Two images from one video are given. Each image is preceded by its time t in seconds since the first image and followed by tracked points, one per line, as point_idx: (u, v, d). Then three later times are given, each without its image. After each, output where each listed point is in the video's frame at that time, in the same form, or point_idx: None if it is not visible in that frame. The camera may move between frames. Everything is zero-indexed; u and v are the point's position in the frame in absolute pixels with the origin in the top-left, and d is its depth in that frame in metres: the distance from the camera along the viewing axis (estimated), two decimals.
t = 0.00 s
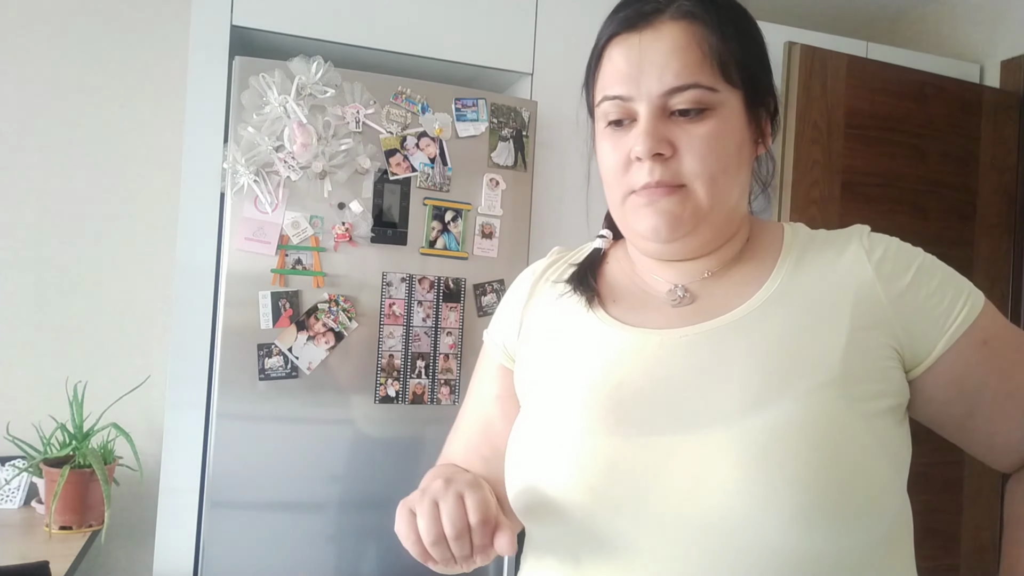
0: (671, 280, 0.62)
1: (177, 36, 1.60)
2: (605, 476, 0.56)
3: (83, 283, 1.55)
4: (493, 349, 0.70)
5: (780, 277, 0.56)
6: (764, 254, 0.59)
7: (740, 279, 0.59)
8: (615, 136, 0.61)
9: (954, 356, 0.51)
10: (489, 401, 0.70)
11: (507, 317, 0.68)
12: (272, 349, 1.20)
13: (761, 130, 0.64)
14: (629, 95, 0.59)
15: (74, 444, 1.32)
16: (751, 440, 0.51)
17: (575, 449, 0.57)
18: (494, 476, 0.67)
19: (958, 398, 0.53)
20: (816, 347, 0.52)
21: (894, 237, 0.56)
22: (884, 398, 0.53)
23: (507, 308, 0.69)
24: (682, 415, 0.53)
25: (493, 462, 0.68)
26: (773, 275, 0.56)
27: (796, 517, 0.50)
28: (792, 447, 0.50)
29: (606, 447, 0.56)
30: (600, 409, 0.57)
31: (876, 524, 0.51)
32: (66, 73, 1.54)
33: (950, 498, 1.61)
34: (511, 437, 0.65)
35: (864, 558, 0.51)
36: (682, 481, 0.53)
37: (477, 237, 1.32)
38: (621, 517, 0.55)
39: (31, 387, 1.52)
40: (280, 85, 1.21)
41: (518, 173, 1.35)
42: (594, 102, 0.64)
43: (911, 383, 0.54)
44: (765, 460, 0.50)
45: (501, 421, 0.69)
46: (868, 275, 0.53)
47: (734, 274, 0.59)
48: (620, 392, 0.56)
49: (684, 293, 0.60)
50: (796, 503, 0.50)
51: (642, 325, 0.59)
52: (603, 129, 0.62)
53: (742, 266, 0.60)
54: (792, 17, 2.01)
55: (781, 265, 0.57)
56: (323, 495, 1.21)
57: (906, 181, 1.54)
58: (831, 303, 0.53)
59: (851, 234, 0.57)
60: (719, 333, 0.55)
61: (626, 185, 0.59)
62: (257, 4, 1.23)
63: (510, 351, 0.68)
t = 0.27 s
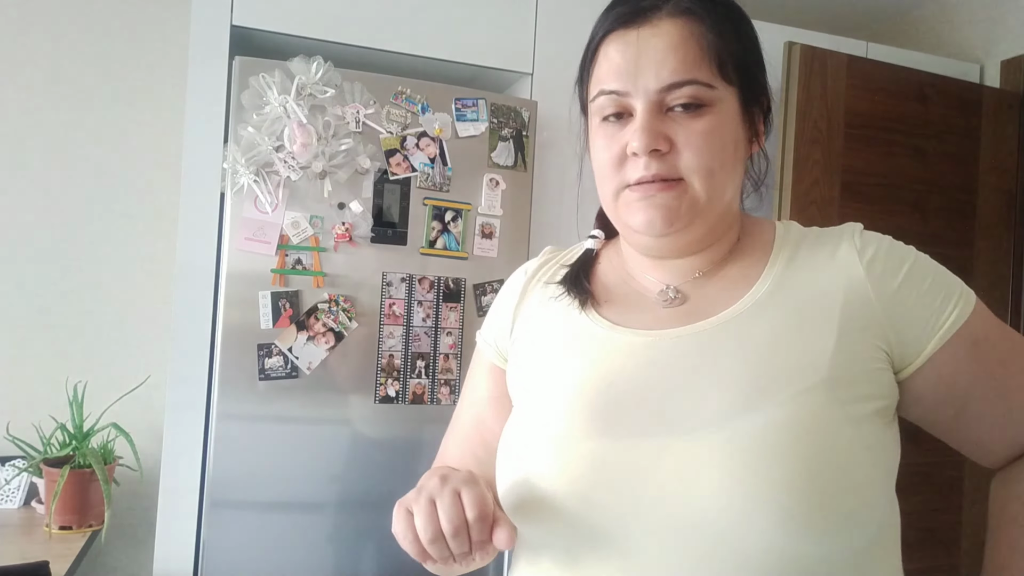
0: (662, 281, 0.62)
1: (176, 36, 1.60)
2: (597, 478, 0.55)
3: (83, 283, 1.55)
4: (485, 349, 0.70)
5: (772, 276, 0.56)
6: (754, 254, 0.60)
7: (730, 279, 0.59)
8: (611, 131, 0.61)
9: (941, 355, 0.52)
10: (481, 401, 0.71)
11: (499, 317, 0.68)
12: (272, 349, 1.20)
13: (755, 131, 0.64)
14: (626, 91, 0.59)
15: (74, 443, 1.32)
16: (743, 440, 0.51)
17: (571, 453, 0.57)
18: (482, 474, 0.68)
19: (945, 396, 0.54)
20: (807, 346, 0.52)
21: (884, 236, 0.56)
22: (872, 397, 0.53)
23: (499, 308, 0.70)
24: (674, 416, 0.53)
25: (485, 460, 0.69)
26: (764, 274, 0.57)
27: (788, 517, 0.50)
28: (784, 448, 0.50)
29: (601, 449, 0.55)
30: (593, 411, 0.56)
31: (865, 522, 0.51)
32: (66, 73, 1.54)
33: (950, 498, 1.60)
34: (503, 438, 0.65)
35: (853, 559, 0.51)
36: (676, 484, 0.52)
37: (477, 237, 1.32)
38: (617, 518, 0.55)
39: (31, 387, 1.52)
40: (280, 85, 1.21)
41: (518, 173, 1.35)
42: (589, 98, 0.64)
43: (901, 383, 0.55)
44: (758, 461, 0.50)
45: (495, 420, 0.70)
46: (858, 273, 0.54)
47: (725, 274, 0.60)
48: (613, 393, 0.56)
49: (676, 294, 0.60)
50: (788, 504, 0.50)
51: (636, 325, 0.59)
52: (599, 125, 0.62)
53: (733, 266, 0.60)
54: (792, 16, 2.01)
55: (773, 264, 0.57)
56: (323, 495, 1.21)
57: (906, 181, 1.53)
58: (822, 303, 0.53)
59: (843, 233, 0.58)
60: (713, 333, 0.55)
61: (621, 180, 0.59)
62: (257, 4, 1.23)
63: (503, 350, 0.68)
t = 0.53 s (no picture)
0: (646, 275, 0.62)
1: (176, 36, 1.60)
2: (582, 476, 0.55)
3: (83, 283, 1.55)
4: (463, 345, 0.69)
5: (755, 271, 0.56)
6: (735, 249, 0.59)
7: (712, 275, 0.59)
8: (606, 121, 0.61)
9: (920, 350, 0.51)
10: (457, 398, 0.70)
11: (479, 313, 0.68)
12: (272, 349, 1.20)
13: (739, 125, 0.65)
14: (623, 79, 0.60)
15: (74, 443, 1.32)
16: (729, 438, 0.51)
17: (554, 452, 0.56)
18: (461, 469, 0.67)
19: (924, 391, 0.53)
20: (791, 341, 0.52)
21: (865, 229, 0.56)
22: (856, 392, 0.53)
23: (478, 304, 0.69)
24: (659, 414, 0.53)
25: (465, 457, 0.68)
26: (747, 269, 0.56)
27: (775, 515, 0.50)
28: (769, 446, 0.50)
29: (585, 447, 0.55)
30: (576, 409, 0.56)
31: (848, 520, 0.51)
32: (67, 73, 1.54)
33: (950, 498, 1.61)
34: (485, 435, 0.64)
35: (837, 558, 0.51)
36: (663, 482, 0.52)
37: (477, 237, 1.32)
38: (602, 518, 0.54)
39: (31, 387, 1.52)
40: (280, 85, 1.21)
41: (518, 173, 1.35)
42: (579, 89, 0.64)
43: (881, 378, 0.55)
44: (745, 459, 0.50)
45: (473, 417, 0.69)
46: (841, 267, 0.53)
47: (707, 270, 0.59)
48: (598, 390, 0.55)
49: (661, 288, 0.60)
50: (775, 502, 0.50)
51: (621, 322, 0.58)
52: (592, 116, 0.62)
53: (716, 260, 0.59)
54: (792, 16, 2.01)
55: (755, 259, 0.57)
56: (323, 495, 1.21)
57: (906, 181, 1.53)
58: (806, 297, 0.53)
59: (824, 226, 0.58)
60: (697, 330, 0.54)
61: (619, 169, 0.58)
62: (257, 4, 1.23)
63: (482, 346, 0.68)
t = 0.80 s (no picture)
0: (622, 269, 0.61)
1: (177, 36, 1.60)
2: (566, 474, 0.54)
3: (83, 284, 1.55)
4: (435, 345, 0.67)
5: (732, 263, 0.55)
6: (710, 239, 0.59)
7: (691, 265, 0.58)
8: (569, 114, 0.60)
9: (895, 339, 0.52)
10: (432, 399, 0.68)
11: (453, 311, 0.66)
12: (272, 349, 1.20)
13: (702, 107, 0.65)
14: (580, 72, 0.59)
15: (73, 443, 1.32)
16: (717, 436, 0.51)
17: (537, 451, 0.55)
18: (432, 475, 0.67)
19: (895, 379, 0.53)
20: (773, 334, 0.52)
21: (839, 215, 0.56)
22: (836, 383, 0.53)
23: (450, 301, 0.67)
24: (645, 412, 0.52)
25: (437, 461, 0.67)
26: (724, 260, 0.56)
27: (763, 512, 0.50)
28: (755, 443, 0.50)
29: (570, 445, 0.54)
30: (559, 407, 0.55)
31: (829, 513, 0.51)
32: (67, 73, 1.54)
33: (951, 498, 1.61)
34: (464, 432, 0.63)
35: (819, 550, 0.52)
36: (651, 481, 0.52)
37: (477, 237, 1.32)
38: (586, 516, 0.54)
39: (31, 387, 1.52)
40: (280, 86, 1.21)
41: (518, 172, 1.35)
42: (536, 87, 0.63)
43: (858, 368, 0.55)
44: (733, 456, 0.50)
45: (446, 419, 0.67)
46: (818, 255, 0.53)
47: (687, 261, 0.59)
48: (581, 388, 0.54)
49: (638, 283, 0.59)
50: (761, 498, 0.50)
51: (601, 318, 0.57)
52: (553, 111, 0.61)
53: (692, 251, 0.59)
54: (792, 17, 2.01)
55: (732, 249, 0.56)
56: (322, 495, 1.21)
57: (905, 181, 1.53)
58: (783, 288, 0.53)
59: (798, 213, 0.57)
60: (679, 326, 0.54)
61: (586, 163, 0.58)
62: (257, 4, 1.23)
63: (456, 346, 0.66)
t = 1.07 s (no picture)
0: (601, 265, 0.61)
1: (177, 36, 1.60)
2: (547, 476, 0.54)
3: (83, 284, 1.55)
4: (407, 344, 0.66)
5: (710, 259, 0.55)
6: (686, 235, 0.59)
7: (671, 261, 0.58)
8: (532, 111, 0.59)
9: (870, 335, 0.52)
10: (404, 399, 0.67)
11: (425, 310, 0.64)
12: (272, 349, 1.20)
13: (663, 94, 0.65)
14: (533, 68, 0.58)
15: (74, 443, 1.32)
16: (701, 439, 0.50)
17: (516, 452, 0.55)
18: (406, 476, 0.66)
19: (872, 375, 0.53)
20: (753, 333, 0.52)
21: (813, 210, 0.56)
22: (814, 381, 0.53)
23: (419, 299, 0.66)
24: (628, 415, 0.52)
25: (411, 463, 0.66)
26: (702, 257, 0.55)
27: (746, 514, 0.50)
28: (739, 445, 0.50)
29: (551, 447, 0.54)
30: (539, 408, 0.54)
31: (808, 514, 0.52)
32: (67, 73, 1.54)
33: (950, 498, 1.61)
34: (441, 431, 0.63)
35: (798, 551, 0.52)
36: (636, 485, 0.51)
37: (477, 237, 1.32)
38: (566, 518, 0.53)
39: (31, 387, 1.52)
40: (280, 85, 1.21)
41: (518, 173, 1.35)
42: (492, 96, 0.63)
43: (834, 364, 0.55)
44: (717, 459, 0.50)
45: (419, 419, 0.66)
46: (795, 250, 0.53)
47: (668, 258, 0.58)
48: (562, 388, 0.54)
49: (618, 280, 0.58)
50: (744, 500, 0.50)
51: (580, 316, 0.56)
52: (515, 112, 0.60)
53: (669, 247, 0.59)
54: (792, 16, 2.01)
55: (710, 245, 0.56)
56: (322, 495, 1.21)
57: (905, 181, 1.53)
58: (761, 284, 0.53)
59: (772, 208, 0.57)
60: (658, 325, 0.53)
61: (557, 156, 0.57)
62: (257, 4, 1.23)
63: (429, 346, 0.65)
